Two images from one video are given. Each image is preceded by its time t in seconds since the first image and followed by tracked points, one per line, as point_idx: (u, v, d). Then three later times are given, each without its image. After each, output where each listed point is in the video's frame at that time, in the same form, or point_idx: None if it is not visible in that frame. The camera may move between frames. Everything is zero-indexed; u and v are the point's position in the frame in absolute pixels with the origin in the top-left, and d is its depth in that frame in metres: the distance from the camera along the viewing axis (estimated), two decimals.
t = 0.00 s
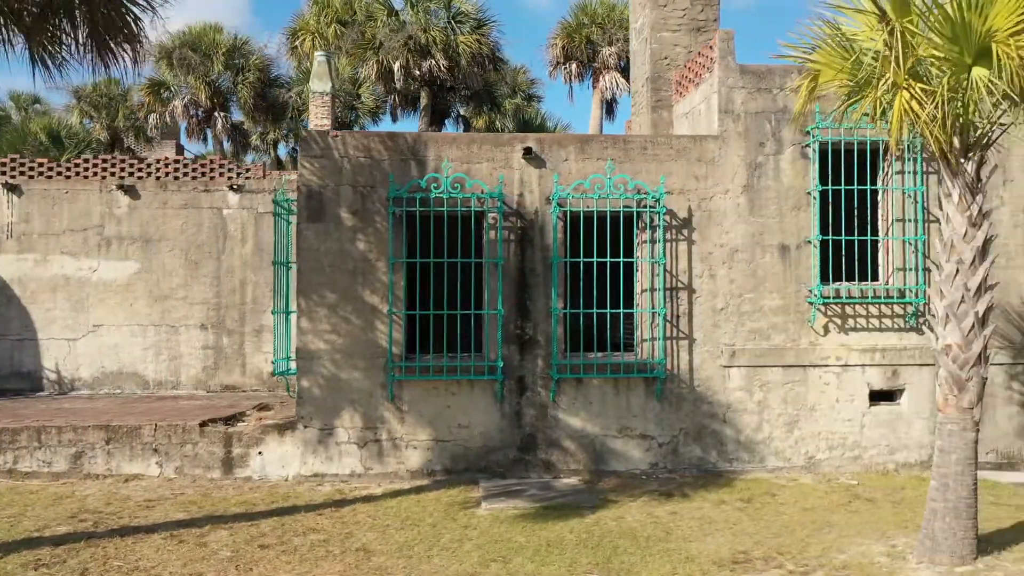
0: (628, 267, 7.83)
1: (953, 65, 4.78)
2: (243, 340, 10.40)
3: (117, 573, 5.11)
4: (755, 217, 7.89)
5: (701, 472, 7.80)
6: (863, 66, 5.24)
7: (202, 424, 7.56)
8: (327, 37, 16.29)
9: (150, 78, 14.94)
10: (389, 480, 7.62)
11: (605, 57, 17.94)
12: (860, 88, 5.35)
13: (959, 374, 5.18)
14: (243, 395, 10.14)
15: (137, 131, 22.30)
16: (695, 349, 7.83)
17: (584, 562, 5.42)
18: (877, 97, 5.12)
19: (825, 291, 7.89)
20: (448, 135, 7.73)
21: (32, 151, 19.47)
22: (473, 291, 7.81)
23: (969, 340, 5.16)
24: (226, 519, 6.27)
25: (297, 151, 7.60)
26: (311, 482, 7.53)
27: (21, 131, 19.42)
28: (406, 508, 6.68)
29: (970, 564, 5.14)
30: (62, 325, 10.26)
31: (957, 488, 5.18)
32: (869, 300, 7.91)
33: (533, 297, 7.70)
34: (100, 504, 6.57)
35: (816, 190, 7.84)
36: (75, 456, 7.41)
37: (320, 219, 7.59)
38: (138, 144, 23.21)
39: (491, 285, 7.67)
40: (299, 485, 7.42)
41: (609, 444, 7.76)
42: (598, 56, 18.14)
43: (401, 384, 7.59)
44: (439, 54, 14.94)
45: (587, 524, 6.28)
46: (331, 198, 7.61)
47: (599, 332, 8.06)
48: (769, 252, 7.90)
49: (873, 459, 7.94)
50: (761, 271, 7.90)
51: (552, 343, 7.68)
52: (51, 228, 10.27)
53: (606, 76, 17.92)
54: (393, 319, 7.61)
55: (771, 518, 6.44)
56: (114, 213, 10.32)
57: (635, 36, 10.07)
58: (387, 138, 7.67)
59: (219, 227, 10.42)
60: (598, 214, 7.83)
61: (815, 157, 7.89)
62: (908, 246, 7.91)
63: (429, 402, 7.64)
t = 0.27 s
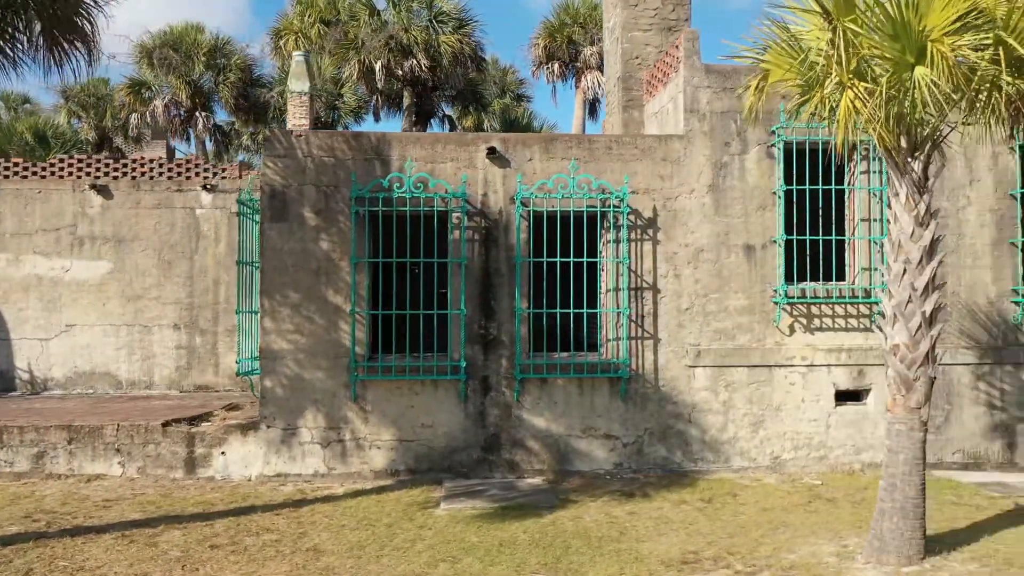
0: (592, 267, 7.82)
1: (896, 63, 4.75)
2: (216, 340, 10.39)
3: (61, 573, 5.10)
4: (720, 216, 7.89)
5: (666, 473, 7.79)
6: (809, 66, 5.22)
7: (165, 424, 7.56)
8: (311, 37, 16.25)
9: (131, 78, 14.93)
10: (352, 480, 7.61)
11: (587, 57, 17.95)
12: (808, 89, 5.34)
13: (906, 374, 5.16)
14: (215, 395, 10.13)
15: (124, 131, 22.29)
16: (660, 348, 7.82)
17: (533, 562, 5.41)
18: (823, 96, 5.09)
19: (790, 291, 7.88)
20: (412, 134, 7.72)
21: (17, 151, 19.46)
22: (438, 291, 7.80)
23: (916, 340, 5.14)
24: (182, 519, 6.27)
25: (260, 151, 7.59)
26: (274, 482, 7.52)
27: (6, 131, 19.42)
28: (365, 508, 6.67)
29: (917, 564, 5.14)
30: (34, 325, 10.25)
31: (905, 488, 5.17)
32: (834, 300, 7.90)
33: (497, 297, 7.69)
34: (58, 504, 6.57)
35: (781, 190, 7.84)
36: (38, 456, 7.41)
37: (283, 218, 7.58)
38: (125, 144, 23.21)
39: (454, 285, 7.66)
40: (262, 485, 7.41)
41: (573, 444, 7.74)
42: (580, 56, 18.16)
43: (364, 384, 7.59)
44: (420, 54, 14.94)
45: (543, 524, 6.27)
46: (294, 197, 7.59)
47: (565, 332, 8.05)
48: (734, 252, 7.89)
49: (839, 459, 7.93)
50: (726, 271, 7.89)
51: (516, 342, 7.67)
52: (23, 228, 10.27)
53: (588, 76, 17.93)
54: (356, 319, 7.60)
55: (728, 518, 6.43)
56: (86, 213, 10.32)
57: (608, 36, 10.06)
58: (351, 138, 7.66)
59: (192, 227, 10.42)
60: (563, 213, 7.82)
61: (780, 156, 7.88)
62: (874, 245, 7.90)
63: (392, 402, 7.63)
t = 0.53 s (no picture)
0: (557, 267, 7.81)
1: (837, 61, 4.76)
2: (189, 340, 10.37)
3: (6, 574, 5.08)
4: (686, 217, 7.87)
5: (631, 473, 7.78)
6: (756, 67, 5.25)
7: (128, 424, 7.54)
8: (294, 37, 16.16)
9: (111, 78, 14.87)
10: (316, 481, 7.59)
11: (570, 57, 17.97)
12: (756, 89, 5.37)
13: (854, 374, 5.15)
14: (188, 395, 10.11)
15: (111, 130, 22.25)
16: (625, 349, 7.80)
17: (482, 564, 5.39)
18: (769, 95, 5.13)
19: (755, 291, 7.86)
20: (376, 134, 7.69)
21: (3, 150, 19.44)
22: (403, 291, 7.78)
23: (865, 340, 5.12)
24: (137, 520, 6.25)
25: (224, 151, 7.57)
26: (237, 482, 7.50)
27: None
28: (323, 510, 6.66)
29: (864, 565, 5.12)
30: (7, 325, 10.23)
31: (853, 490, 5.15)
32: (800, 300, 7.89)
33: (461, 297, 7.68)
34: (15, 505, 6.55)
35: (747, 190, 7.82)
36: None
37: (247, 219, 7.56)
38: (113, 144, 23.17)
39: (419, 285, 7.65)
40: (224, 486, 7.39)
41: (538, 444, 7.73)
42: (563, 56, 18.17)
43: (328, 385, 7.57)
44: (401, 54, 14.93)
45: (499, 525, 6.26)
46: (258, 197, 7.58)
47: (531, 333, 8.04)
48: (700, 252, 7.88)
49: (805, 459, 7.91)
50: (692, 271, 7.87)
51: (480, 343, 7.65)
52: None
53: (571, 76, 17.94)
54: (320, 320, 7.59)
55: (686, 519, 6.41)
56: (60, 213, 10.29)
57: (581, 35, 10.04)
58: (315, 138, 7.63)
59: (166, 227, 10.40)
60: (528, 213, 7.81)
61: (746, 157, 7.86)
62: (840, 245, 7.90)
63: (356, 403, 7.62)
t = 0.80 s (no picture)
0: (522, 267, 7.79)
1: (781, 61, 4.76)
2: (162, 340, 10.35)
3: None
4: (652, 217, 7.85)
5: (596, 474, 7.76)
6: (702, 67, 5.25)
7: (90, 425, 7.53)
8: (277, 37, 16.13)
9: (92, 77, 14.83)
10: (279, 481, 7.57)
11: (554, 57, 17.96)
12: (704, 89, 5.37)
13: (803, 375, 5.13)
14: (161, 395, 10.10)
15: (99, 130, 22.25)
16: (590, 349, 7.78)
17: (431, 565, 5.37)
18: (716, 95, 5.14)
19: (721, 292, 7.85)
20: (341, 134, 7.67)
21: None
22: (367, 292, 7.77)
23: (813, 341, 5.11)
24: (92, 521, 6.23)
25: (187, 151, 7.56)
26: (199, 483, 7.49)
27: None
28: (281, 510, 6.64)
29: (811, 567, 5.10)
30: None
31: (801, 490, 5.14)
32: (766, 301, 7.86)
33: (425, 298, 7.66)
34: None
35: (712, 190, 7.80)
36: None
37: (210, 219, 7.54)
38: (102, 144, 23.17)
39: (382, 285, 7.64)
40: (186, 487, 7.37)
41: (502, 445, 7.71)
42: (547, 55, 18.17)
43: (291, 385, 7.56)
44: (382, 54, 14.92)
45: (455, 526, 6.24)
46: (221, 197, 7.56)
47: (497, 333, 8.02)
48: (665, 252, 7.85)
49: (772, 460, 7.89)
50: (657, 271, 7.85)
51: (444, 343, 7.63)
52: None
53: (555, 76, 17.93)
54: (283, 320, 7.57)
55: (644, 520, 6.39)
56: (32, 213, 10.28)
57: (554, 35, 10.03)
58: (279, 138, 7.61)
59: (139, 227, 10.39)
60: (493, 214, 7.79)
61: (712, 156, 7.84)
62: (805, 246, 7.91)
63: (320, 403, 7.60)
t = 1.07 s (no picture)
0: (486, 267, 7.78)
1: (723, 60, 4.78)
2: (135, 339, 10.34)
3: None
4: (617, 216, 7.83)
5: (560, 474, 7.75)
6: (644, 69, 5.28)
7: (53, 424, 7.52)
8: (260, 37, 16.10)
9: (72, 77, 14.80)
10: (242, 481, 7.55)
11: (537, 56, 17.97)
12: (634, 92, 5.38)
13: (749, 374, 5.11)
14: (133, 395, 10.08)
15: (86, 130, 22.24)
16: (555, 349, 7.77)
17: (379, 565, 5.36)
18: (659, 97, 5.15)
19: (685, 291, 7.84)
20: (304, 134, 7.66)
21: None
22: (331, 291, 7.76)
23: (759, 340, 5.09)
24: (46, 520, 6.22)
25: (150, 150, 7.54)
26: (162, 483, 7.47)
27: None
28: (239, 510, 6.62)
29: (757, 567, 5.08)
30: None
31: (747, 490, 5.12)
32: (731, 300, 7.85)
33: (388, 297, 7.65)
34: None
35: (677, 189, 7.79)
36: None
37: (172, 218, 7.52)
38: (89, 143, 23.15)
39: (346, 285, 7.63)
40: (148, 486, 7.36)
41: (466, 445, 7.69)
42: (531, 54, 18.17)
43: (254, 385, 7.55)
44: (363, 53, 14.93)
45: (411, 525, 6.22)
46: (184, 196, 7.54)
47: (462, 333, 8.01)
48: (630, 252, 7.84)
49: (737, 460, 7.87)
50: (622, 270, 7.83)
51: (407, 343, 7.62)
52: None
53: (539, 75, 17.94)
54: (246, 319, 7.56)
55: (600, 520, 6.37)
56: (5, 213, 10.26)
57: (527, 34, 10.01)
58: (242, 137, 7.60)
59: (112, 226, 10.37)
60: (456, 213, 7.79)
61: (677, 156, 7.82)
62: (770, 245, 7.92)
63: (283, 403, 7.59)
